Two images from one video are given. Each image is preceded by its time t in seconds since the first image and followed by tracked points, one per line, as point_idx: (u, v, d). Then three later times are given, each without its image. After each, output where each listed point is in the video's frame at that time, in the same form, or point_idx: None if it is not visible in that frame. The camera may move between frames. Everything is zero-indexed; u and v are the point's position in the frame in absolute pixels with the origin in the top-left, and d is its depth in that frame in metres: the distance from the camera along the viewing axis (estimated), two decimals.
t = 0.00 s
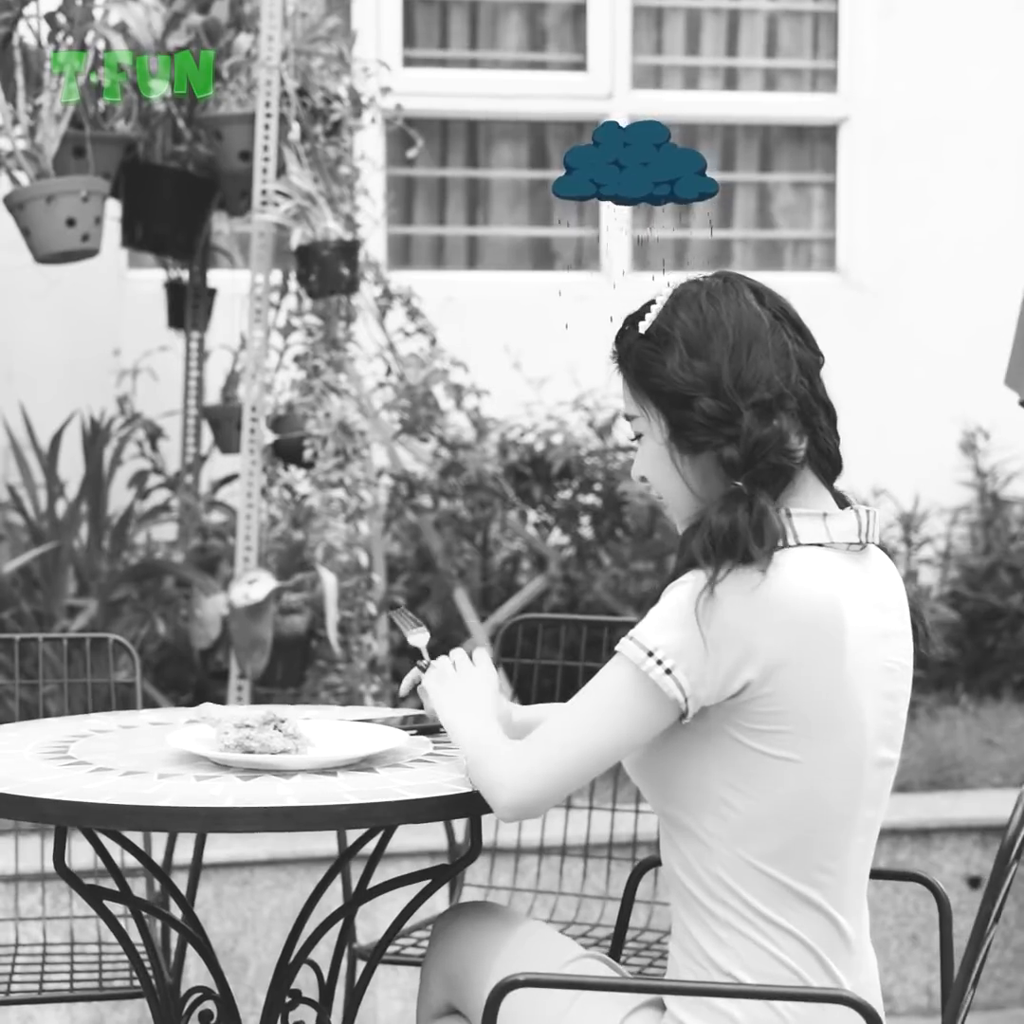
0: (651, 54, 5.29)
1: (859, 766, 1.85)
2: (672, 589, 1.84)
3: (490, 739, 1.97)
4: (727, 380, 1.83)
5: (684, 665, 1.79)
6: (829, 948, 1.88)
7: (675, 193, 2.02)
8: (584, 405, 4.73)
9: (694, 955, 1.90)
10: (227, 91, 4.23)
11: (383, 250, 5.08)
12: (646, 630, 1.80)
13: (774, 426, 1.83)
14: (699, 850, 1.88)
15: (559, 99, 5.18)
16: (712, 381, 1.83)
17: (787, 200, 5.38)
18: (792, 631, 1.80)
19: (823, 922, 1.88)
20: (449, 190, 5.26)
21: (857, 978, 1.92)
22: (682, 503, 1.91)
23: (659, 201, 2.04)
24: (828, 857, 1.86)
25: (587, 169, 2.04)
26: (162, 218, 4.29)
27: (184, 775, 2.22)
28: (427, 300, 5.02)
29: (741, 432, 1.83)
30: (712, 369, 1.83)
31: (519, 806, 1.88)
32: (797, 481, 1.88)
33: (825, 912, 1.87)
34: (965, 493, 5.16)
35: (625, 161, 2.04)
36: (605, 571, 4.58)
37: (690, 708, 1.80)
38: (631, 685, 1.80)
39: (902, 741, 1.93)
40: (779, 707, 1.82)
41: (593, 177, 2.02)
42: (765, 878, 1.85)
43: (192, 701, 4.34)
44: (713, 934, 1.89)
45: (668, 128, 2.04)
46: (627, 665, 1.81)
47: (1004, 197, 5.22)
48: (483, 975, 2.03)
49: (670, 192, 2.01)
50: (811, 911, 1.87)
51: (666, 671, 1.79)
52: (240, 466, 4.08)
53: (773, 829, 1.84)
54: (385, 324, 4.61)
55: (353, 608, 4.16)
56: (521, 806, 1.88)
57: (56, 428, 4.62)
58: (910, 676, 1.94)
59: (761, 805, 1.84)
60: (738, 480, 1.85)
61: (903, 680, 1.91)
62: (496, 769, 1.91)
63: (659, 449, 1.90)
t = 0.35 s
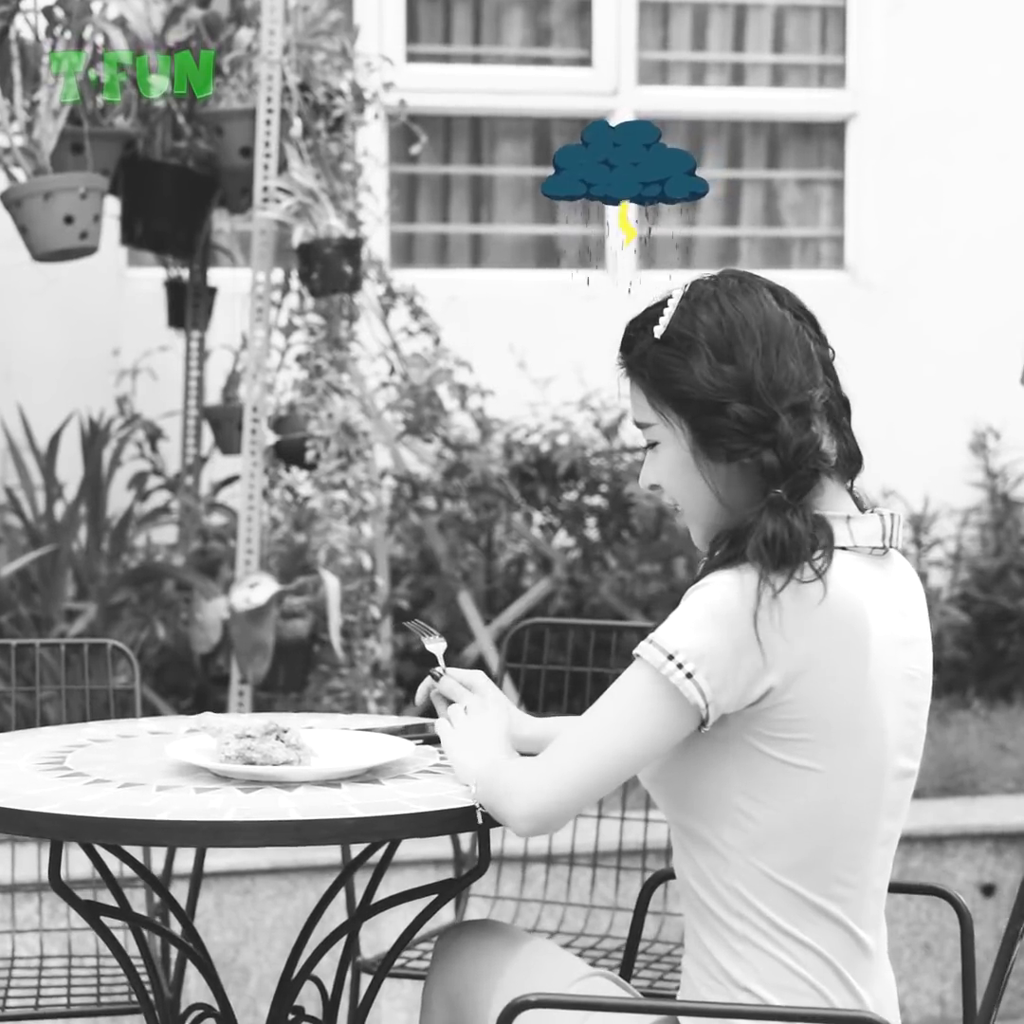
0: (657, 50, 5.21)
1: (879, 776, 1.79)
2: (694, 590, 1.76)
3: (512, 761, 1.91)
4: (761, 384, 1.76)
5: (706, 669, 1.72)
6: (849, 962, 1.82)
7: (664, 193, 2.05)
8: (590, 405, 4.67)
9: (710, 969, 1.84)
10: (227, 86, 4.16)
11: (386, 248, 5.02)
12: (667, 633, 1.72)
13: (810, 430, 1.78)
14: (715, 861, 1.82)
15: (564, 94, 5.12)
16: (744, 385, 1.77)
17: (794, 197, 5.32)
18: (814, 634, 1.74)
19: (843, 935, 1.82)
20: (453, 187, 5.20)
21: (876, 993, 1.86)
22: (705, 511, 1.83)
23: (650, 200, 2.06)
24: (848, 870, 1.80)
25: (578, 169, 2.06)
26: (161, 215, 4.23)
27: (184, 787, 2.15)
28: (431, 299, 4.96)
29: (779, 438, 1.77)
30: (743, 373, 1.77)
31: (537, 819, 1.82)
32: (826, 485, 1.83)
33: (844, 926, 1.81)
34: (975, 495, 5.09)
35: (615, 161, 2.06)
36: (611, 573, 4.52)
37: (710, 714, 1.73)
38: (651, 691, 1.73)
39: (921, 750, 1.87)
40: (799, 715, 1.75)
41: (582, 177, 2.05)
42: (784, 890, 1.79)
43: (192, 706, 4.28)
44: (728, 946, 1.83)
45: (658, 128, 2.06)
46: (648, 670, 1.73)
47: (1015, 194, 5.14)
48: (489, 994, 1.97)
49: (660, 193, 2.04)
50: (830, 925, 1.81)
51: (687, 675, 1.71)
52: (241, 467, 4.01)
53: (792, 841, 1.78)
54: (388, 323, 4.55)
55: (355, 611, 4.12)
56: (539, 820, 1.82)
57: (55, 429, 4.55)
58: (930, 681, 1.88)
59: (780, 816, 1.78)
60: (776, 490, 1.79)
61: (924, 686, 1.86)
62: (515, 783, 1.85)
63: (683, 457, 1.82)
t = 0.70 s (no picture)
0: (661, 45, 5.15)
1: (899, 787, 1.72)
2: (710, 596, 1.69)
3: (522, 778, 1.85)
4: (774, 385, 1.69)
5: (723, 677, 1.65)
6: (868, 981, 1.75)
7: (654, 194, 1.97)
8: (594, 405, 4.60)
9: (724, 988, 1.77)
10: (225, 81, 4.09)
11: (387, 246, 4.95)
12: (682, 640, 1.66)
13: (826, 430, 1.71)
14: (729, 876, 1.75)
15: (567, 91, 5.05)
16: (756, 386, 1.70)
17: (799, 195, 5.25)
18: (832, 640, 1.68)
19: (862, 954, 1.75)
20: (455, 184, 5.14)
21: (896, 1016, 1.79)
22: (718, 518, 1.76)
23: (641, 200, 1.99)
24: (866, 885, 1.73)
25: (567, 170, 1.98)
26: (158, 212, 4.17)
27: (179, 799, 2.08)
28: (431, 297, 4.89)
29: (795, 439, 1.70)
30: (754, 374, 1.70)
31: (547, 836, 1.75)
32: (844, 486, 1.76)
33: (863, 944, 1.74)
34: (984, 496, 5.02)
35: (605, 162, 1.99)
36: (615, 576, 4.45)
37: (728, 724, 1.66)
38: (665, 702, 1.66)
39: (943, 762, 1.80)
40: (815, 723, 1.69)
41: (572, 177, 1.98)
42: (800, 906, 1.72)
43: (191, 711, 4.21)
44: (743, 965, 1.76)
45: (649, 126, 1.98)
46: (662, 679, 1.66)
47: None
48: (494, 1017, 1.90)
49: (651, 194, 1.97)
50: (849, 942, 1.74)
51: (704, 685, 1.65)
52: (240, 468, 3.95)
53: (808, 855, 1.71)
54: (389, 322, 4.48)
55: (356, 615, 4.05)
56: (549, 838, 1.75)
57: (50, 430, 4.48)
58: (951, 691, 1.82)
59: (796, 828, 1.71)
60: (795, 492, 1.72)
61: (945, 696, 1.79)
62: (526, 799, 1.79)
63: (694, 463, 1.75)
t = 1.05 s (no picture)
0: (659, 40, 5.08)
1: (913, 802, 1.65)
2: (718, 604, 1.62)
3: (524, 792, 1.78)
4: (765, 387, 1.62)
5: (734, 687, 1.58)
6: (880, 1004, 1.67)
7: (643, 195, 1.89)
8: (591, 405, 4.53)
9: (730, 1011, 1.69)
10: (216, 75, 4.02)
11: (381, 244, 4.88)
12: (690, 649, 1.59)
13: (825, 431, 1.63)
14: (736, 894, 1.68)
15: (564, 86, 4.97)
16: (748, 390, 1.63)
17: (799, 193, 5.19)
18: (845, 649, 1.60)
19: (874, 975, 1.67)
20: (450, 181, 5.08)
21: None
22: (721, 528, 1.69)
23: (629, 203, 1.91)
24: (879, 904, 1.66)
25: (556, 169, 1.90)
26: (148, 208, 4.10)
27: (163, 814, 2.01)
28: (426, 296, 4.82)
29: (792, 441, 1.62)
30: (745, 377, 1.63)
31: (552, 853, 1.68)
32: (850, 487, 1.68)
33: (875, 965, 1.67)
34: (987, 497, 4.94)
35: (595, 162, 1.91)
36: (613, 578, 4.38)
37: (738, 736, 1.59)
38: (673, 714, 1.59)
39: (956, 775, 1.73)
40: (829, 735, 1.61)
41: (560, 177, 1.90)
42: (810, 926, 1.65)
43: (181, 717, 4.14)
44: (750, 988, 1.68)
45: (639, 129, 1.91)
46: (670, 688, 1.59)
47: None
48: None
49: (639, 194, 1.88)
50: (861, 963, 1.66)
51: (713, 696, 1.58)
52: (230, 470, 3.88)
53: (820, 873, 1.64)
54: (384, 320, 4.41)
55: (349, 620, 3.96)
56: (555, 855, 1.68)
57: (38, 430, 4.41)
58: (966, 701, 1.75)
59: (808, 845, 1.64)
60: (797, 496, 1.64)
61: (960, 706, 1.72)
62: (529, 814, 1.72)
63: (692, 474, 1.68)
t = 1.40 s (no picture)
0: (649, 36, 5.03)
1: (915, 816, 1.60)
2: (716, 614, 1.56)
3: (516, 804, 1.72)
4: (746, 392, 1.56)
5: (733, 700, 1.52)
6: None
7: (634, 196, 1.82)
8: (580, 406, 4.47)
9: None
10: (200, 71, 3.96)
11: (368, 243, 4.82)
12: (688, 660, 1.53)
13: (810, 433, 1.57)
14: (732, 912, 1.62)
15: (554, 83, 4.91)
16: (729, 395, 1.57)
17: (790, 193, 5.14)
18: (847, 659, 1.54)
19: (873, 995, 1.62)
20: (438, 179, 5.02)
21: None
22: (714, 537, 1.64)
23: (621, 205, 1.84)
24: (878, 922, 1.60)
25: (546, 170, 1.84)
26: (130, 205, 4.04)
27: (140, 827, 1.94)
28: (414, 295, 4.77)
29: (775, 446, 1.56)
30: (726, 382, 1.57)
31: (544, 867, 1.62)
32: (844, 490, 1.62)
33: (875, 985, 1.61)
34: (981, 499, 4.88)
35: (585, 163, 1.85)
36: (602, 581, 4.32)
37: (735, 750, 1.53)
38: (670, 725, 1.54)
39: (957, 787, 1.68)
40: (830, 747, 1.56)
41: (550, 178, 1.84)
42: (808, 945, 1.59)
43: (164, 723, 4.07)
44: (746, 1009, 1.62)
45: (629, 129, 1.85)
46: (666, 700, 1.54)
47: None
48: None
49: (629, 195, 1.81)
50: (860, 983, 1.60)
51: (711, 708, 1.52)
52: (214, 472, 3.82)
53: (819, 890, 1.58)
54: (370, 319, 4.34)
55: (335, 624, 3.91)
56: (547, 868, 1.62)
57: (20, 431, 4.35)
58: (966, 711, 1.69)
59: (807, 861, 1.58)
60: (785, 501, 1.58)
61: (961, 717, 1.66)
62: (521, 826, 1.66)
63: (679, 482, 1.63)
